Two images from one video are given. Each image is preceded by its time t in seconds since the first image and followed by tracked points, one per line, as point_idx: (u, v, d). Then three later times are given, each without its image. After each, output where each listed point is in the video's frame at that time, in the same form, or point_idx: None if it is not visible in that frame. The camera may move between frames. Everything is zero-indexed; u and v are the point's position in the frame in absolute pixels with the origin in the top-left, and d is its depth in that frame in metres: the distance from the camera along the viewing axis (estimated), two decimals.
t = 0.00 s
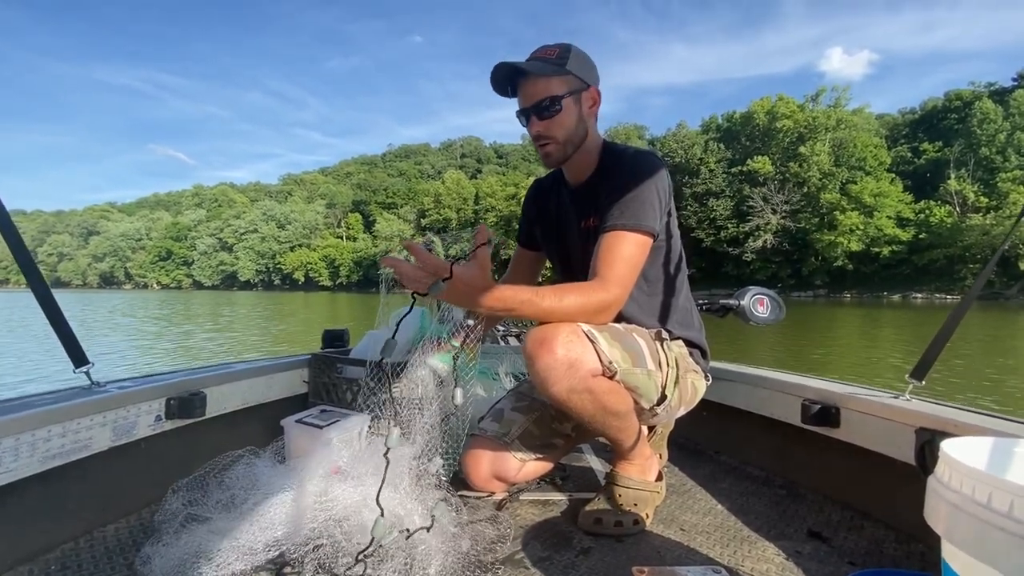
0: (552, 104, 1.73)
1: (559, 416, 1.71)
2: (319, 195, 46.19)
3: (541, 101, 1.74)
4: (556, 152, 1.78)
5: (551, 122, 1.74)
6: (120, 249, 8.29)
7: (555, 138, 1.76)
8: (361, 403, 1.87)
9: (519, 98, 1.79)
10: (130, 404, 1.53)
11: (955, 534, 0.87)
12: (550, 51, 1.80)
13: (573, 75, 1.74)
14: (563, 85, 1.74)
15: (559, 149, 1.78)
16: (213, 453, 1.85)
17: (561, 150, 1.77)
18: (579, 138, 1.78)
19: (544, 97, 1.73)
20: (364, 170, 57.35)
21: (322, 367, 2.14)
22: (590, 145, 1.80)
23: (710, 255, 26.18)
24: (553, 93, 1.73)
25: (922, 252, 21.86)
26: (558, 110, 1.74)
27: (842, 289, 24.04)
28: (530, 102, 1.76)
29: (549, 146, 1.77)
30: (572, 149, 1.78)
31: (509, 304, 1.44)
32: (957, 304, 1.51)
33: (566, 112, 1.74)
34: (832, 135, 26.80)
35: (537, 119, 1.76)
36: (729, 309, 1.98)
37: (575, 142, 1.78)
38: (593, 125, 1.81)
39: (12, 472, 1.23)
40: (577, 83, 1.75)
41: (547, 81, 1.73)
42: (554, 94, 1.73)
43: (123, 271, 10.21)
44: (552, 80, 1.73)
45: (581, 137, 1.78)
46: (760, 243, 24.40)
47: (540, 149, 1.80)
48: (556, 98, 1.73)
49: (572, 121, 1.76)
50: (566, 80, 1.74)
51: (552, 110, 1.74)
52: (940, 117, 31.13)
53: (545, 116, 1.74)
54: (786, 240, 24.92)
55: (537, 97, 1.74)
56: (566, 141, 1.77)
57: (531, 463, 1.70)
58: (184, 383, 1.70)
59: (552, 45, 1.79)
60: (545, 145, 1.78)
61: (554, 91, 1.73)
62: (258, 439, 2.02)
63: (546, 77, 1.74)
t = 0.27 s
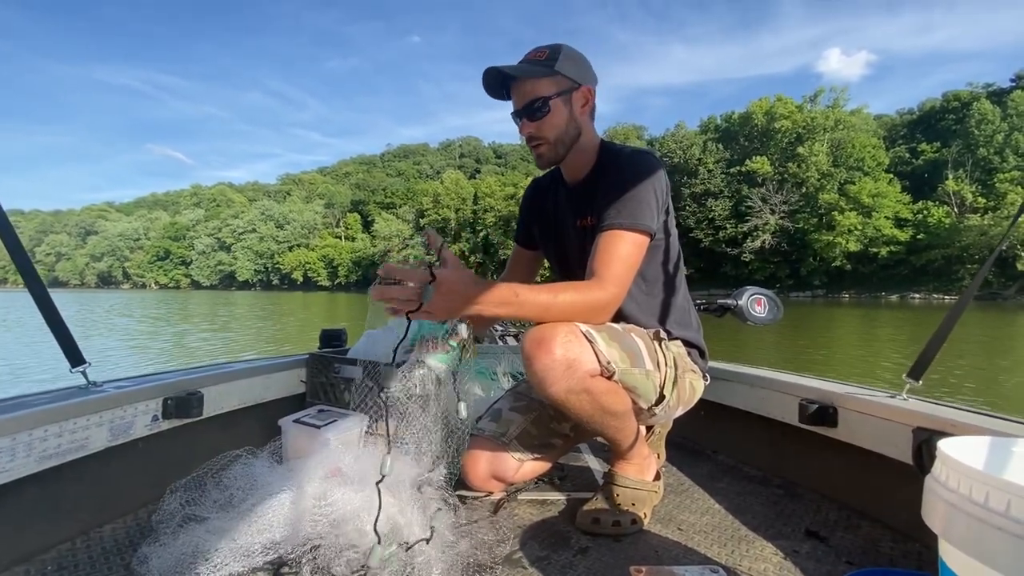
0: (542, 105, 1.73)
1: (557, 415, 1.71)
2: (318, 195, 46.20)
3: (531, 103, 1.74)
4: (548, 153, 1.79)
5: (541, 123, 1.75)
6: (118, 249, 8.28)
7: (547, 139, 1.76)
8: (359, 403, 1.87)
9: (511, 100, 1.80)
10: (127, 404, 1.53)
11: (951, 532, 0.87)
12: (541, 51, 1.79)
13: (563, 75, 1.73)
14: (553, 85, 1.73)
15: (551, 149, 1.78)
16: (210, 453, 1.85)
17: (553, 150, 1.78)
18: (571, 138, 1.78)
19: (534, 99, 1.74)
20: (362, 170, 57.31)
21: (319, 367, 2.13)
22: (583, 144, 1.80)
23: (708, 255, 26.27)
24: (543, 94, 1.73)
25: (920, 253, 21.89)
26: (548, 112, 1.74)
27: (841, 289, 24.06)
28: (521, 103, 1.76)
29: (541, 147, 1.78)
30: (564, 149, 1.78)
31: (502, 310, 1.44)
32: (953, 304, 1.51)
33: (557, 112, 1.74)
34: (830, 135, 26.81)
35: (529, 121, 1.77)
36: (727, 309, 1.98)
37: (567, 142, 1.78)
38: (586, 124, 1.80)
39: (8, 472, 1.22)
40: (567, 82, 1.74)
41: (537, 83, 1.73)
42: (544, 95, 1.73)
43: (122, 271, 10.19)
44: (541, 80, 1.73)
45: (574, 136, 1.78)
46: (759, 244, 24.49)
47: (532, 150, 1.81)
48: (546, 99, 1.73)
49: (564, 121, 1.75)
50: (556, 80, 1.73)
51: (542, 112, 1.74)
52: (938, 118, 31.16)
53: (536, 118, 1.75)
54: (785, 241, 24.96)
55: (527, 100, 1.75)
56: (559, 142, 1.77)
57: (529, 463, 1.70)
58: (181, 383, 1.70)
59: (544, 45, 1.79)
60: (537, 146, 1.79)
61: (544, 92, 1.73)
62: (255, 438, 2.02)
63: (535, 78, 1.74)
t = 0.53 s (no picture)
0: (538, 105, 1.73)
1: (554, 415, 1.71)
2: (316, 195, 46.19)
3: (527, 103, 1.74)
4: (544, 152, 1.79)
5: (538, 122, 1.75)
6: (115, 247, 8.26)
7: (543, 138, 1.76)
8: (358, 404, 1.86)
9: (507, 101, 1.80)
10: (123, 403, 1.53)
11: (945, 532, 0.87)
12: (535, 51, 1.79)
13: (558, 74, 1.73)
14: (548, 84, 1.73)
15: (547, 148, 1.78)
16: (206, 452, 1.85)
17: (549, 149, 1.78)
18: (566, 137, 1.78)
19: (529, 99, 1.73)
20: (360, 169, 57.20)
21: (316, 366, 2.12)
22: (579, 143, 1.80)
23: (706, 254, 26.32)
24: (539, 93, 1.73)
25: (917, 253, 21.96)
26: (544, 111, 1.74)
27: (838, 288, 24.09)
28: (516, 103, 1.76)
29: (537, 147, 1.78)
30: (560, 147, 1.79)
31: (495, 316, 1.44)
32: (949, 305, 1.52)
33: (552, 111, 1.74)
34: (827, 135, 26.87)
35: (525, 121, 1.76)
36: (724, 308, 1.99)
37: (563, 141, 1.78)
38: (582, 123, 1.80)
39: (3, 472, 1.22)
40: (562, 81, 1.74)
41: (531, 83, 1.73)
42: (540, 95, 1.73)
43: (118, 270, 10.18)
44: (537, 80, 1.73)
45: (570, 135, 1.78)
46: (756, 243, 24.56)
47: (529, 150, 1.81)
48: (541, 98, 1.73)
49: (560, 120, 1.75)
50: (550, 79, 1.73)
51: (538, 110, 1.74)
52: (935, 118, 31.24)
53: (532, 116, 1.75)
54: (782, 241, 25.04)
55: (523, 99, 1.74)
56: (555, 140, 1.77)
57: (526, 462, 1.70)
58: (177, 383, 1.70)
59: (538, 45, 1.79)
60: (534, 145, 1.79)
61: (539, 92, 1.73)
62: (250, 438, 2.02)
63: (531, 77, 1.74)
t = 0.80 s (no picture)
0: (532, 107, 1.73)
1: (551, 413, 1.72)
2: (313, 193, 46.12)
3: (521, 105, 1.74)
4: (541, 153, 1.80)
5: (533, 125, 1.75)
6: (112, 245, 8.25)
7: (539, 140, 1.76)
8: (355, 403, 1.86)
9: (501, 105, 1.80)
10: (120, 401, 1.53)
11: (938, 529, 0.88)
12: (528, 53, 1.79)
13: (551, 75, 1.73)
14: (541, 86, 1.73)
15: (544, 149, 1.79)
16: (202, 450, 1.85)
17: (546, 150, 1.79)
18: (562, 137, 1.78)
19: (524, 101, 1.74)
20: (358, 168, 57.11)
21: (313, 365, 2.11)
22: (575, 142, 1.80)
23: (703, 254, 26.36)
24: (532, 96, 1.73)
25: (914, 253, 22.03)
26: (539, 113, 1.74)
27: (835, 288, 24.13)
28: (511, 107, 1.77)
29: (534, 149, 1.78)
30: (557, 148, 1.79)
31: (489, 312, 1.46)
32: (944, 302, 1.52)
33: (547, 113, 1.74)
34: (825, 135, 26.90)
35: (520, 124, 1.77)
36: (720, 307, 2.00)
37: (559, 141, 1.78)
38: (578, 122, 1.80)
39: None
40: (556, 82, 1.74)
41: (524, 86, 1.74)
42: (534, 97, 1.73)
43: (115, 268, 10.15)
44: (530, 83, 1.73)
45: (565, 135, 1.79)
46: (754, 243, 24.60)
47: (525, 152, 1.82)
48: (535, 100, 1.73)
49: (555, 121, 1.76)
50: (543, 81, 1.73)
51: (532, 113, 1.74)
52: (933, 118, 31.28)
53: (527, 119, 1.75)
54: (780, 241, 25.07)
55: (517, 102, 1.74)
56: (551, 141, 1.77)
57: (523, 460, 1.71)
58: (173, 381, 1.70)
59: (530, 47, 1.79)
60: (530, 147, 1.79)
61: (533, 94, 1.73)
62: (247, 435, 2.01)
63: (523, 82, 1.74)
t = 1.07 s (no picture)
0: (545, 91, 1.75)
1: (547, 411, 1.72)
2: (311, 192, 46.08)
3: (535, 89, 1.76)
4: (551, 141, 1.79)
5: (545, 110, 1.76)
6: (108, 244, 8.23)
7: (550, 125, 1.77)
8: (352, 402, 1.87)
9: (511, 88, 1.81)
10: (116, 400, 1.53)
11: (932, 524, 0.88)
12: (536, 48, 1.85)
13: (563, 66, 1.78)
14: (554, 74, 1.77)
15: (553, 136, 1.78)
16: (199, 449, 1.85)
17: (556, 138, 1.79)
18: (570, 127, 1.80)
19: (537, 85, 1.76)
20: (356, 167, 57.07)
21: (309, 363, 2.11)
22: (580, 135, 1.83)
23: (701, 254, 26.40)
24: (547, 81, 1.76)
25: (911, 253, 22.10)
26: (551, 98, 1.76)
27: (832, 288, 24.17)
28: (522, 90, 1.78)
29: (546, 133, 1.77)
30: (565, 138, 1.80)
31: (489, 313, 1.46)
32: (940, 302, 1.53)
33: (558, 100, 1.77)
34: (822, 135, 26.95)
35: (531, 106, 1.77)
36: (717, 305, 2.00)
37: (567, 131, 1.80)
38: (582, 117, 1.84)
39: None
40: (567, 73, 1.79)
41: (539, 69, 1.76)
42: (548, 81, 1.76)
43: (112, 267, 10.13)
44: (545, 68, 1.77)
45: (572, 126, 1.81)
46: (751, 243, 24.65)
47: (532, 139, 1.81)
48: (547, 86, 1.76)
49: (564, 109, 1.78)
50: (556, 69, 1.77)
51: (545, 98, 1.76)
52: (929, 119, 31.35)
53: (539, 103, 1.76)
54: (777, 240, 25.11)
55: (530, 86, 1.76)
56: (560, 129, 1.78)
57: (520, 459, 1.71)
58: (170, 379, 1.70)
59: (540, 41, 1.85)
60: (538, 134, 1.78)
61: (547, 79, 1.76)
62: (244, 433, 2.01)
63: (538, 66, 1.77)
